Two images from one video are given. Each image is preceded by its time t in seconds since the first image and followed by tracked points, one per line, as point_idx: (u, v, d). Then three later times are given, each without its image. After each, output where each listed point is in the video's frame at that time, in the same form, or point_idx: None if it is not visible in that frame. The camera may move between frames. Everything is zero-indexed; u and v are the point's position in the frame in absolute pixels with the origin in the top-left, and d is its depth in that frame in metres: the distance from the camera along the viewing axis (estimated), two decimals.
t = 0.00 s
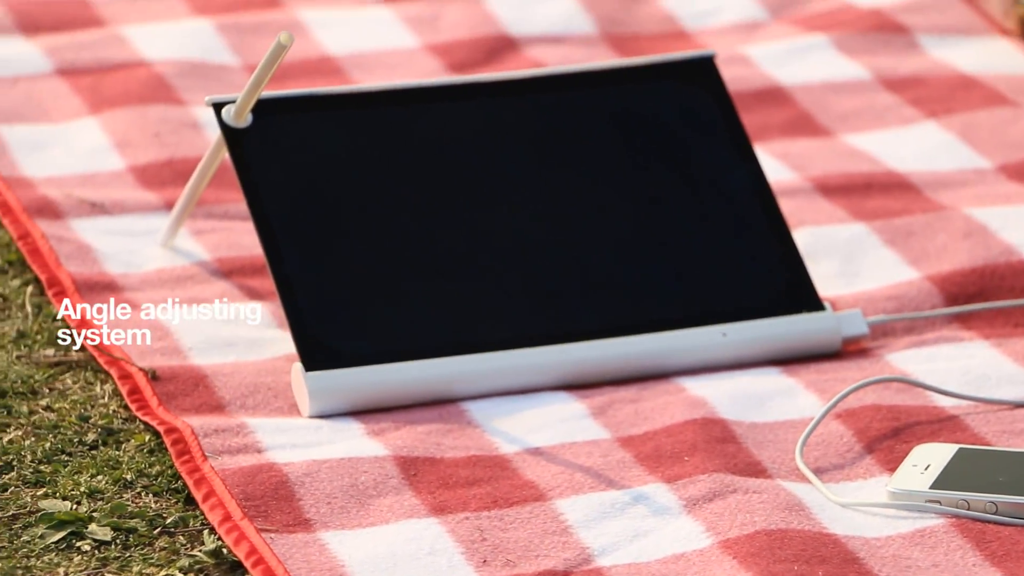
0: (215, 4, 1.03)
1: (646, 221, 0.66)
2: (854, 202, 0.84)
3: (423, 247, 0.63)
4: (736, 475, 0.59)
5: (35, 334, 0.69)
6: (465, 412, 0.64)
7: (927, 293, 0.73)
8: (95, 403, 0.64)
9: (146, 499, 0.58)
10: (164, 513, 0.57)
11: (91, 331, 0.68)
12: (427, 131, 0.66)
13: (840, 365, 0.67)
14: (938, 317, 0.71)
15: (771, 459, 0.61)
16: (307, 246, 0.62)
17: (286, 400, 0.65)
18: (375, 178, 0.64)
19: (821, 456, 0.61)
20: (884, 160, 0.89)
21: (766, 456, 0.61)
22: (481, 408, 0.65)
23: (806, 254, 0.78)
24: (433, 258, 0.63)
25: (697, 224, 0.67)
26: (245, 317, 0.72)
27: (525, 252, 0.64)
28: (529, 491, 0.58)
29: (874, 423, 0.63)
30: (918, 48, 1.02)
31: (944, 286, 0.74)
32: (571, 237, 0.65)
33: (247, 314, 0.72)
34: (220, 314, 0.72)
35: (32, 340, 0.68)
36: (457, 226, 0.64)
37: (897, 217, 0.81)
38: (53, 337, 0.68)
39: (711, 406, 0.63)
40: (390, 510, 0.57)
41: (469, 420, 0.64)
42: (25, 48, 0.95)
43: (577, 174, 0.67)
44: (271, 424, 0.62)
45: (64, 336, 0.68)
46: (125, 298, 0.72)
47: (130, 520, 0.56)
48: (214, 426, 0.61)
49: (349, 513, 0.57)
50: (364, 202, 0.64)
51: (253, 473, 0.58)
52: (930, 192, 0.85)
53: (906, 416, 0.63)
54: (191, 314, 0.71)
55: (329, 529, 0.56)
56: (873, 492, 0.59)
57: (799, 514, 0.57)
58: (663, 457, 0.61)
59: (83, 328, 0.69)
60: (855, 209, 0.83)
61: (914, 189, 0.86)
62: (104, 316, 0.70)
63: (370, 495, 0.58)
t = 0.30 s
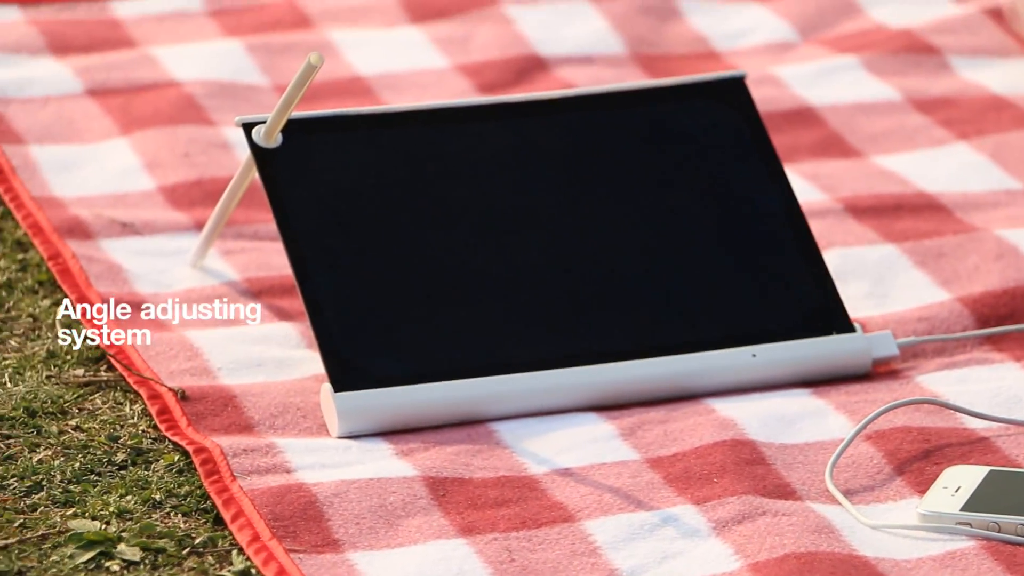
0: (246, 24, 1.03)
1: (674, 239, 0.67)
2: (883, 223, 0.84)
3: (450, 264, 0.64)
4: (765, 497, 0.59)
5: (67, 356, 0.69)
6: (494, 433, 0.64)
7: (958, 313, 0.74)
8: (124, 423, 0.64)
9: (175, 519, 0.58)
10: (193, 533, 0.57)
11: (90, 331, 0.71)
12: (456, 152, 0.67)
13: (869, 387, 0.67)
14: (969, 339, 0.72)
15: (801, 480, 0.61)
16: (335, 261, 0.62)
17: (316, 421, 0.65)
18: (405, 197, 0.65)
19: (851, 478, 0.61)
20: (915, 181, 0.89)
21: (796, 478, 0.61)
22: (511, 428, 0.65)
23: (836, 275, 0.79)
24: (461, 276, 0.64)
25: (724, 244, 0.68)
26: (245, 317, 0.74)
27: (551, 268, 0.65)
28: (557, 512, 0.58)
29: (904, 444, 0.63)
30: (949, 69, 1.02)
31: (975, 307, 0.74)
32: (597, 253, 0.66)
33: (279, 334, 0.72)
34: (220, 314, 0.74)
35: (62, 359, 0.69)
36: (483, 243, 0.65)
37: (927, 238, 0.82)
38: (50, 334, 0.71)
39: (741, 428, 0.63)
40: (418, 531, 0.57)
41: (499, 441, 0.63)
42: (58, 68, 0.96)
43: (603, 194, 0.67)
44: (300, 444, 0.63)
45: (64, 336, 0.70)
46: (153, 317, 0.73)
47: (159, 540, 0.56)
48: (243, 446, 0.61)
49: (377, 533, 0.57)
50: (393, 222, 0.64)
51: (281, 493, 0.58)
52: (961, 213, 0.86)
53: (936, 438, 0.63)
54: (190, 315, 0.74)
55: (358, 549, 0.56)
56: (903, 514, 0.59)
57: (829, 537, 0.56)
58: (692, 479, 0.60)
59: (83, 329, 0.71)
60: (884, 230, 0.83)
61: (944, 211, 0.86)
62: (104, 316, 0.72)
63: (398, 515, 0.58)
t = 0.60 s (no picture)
0: (264, 35, 1.04)
1: (679, 238, 0.70)
2: (904, 237, 0.85)
3: (465, 260, 0.68)
4: (784, 509, 0.59)
5: (84, 367, 0.70)
6: (513, 446, 0.63)
7: (979, 329, 0.75)
8: (144, 435, 0.65)
9: (195, 531, 0.58)
10: (213, 545, 0.57)
11: (90, 332, 0.73)
12: (472, 165, 0.72)
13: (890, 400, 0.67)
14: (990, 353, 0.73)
15: (821, 494, 0.61)
16: (348, 256, 0.66)
17: (335, 433, 0.65)
18: (419, 201, 0.69)
19: (872, 491, 0.61)
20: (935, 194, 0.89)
21: (815, 491, 0.61)
22: (530, 440, 0.64)
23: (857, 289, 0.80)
24: (473, 273, 0.67)
25: (731, 246, 0.71)
26: (244, 316, 0.76)
27: (558, 267, 0.68)
28: (577, 525, 0.58)
29: (924, 458, 0.63)
30: (971, 83, 1.00)
31: (995, 321, 0.76)
32: (604, 252, 0.69)
33: (298, 347, 0.73)
34: (219, 314, 0.76)
35: (82, 372, 0.70)
36: (493, 243, 0.69)
37: (947, 252, 0.83)
38: (53, 335, 0.73)
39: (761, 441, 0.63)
40: (438, 544, 0.57)
41: (519, 454, 0.63)
42: (78, 80, 0.97)
43: (610, 200, 0.71)
44: (318, 457, 0.62)
45: (64, 336, 0.73)
46: (171, 329, 0.74)
47: (179, 552, 0.56)
48: (261, 459, 0.61)
49: (397, 545, 0.57)
50: (413, 232, 0.68)
51: (300, 506, 0.58)
52: (983, 226, 0.86)
53: (956, 453, 0.63)
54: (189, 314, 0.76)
55: (377, 561, 0.56)
56: (925, 527, 0.58)
57: (849, 550, 0.56)
58: (712, 492, 0.60)
59: (83, 330, 0.73)
60: (905, 244, 0.84)
61: (965, 224, 0.86)
62: (104, 316, 0.75)
63: (418, 528, 0.58)
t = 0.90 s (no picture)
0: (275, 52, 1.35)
1: (616, 204, 0.99)
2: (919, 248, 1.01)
3: (481, 251, 1.03)
4: (796, 522, 0.76)
5: (96, 377, 0.95)
6: (526, 459, 0.81)
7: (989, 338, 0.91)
8: (154, 446, 0.88)
9: (207, 542, 0.79)
10: (223, 556, 0.78)
11: (90, 332, 0.99)
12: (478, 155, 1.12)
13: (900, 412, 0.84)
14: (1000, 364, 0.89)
15: (831, 506, 0.77)
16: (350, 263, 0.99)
17: (344, 443, 0.84)
18: (404, 240, 1.04)
19: (883, 504, 0.77)
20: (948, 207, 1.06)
21: (828, 503, 0.77)
22: (540, 452, 0.82)
23: (867, 298, 0.96)
24: (468, 326, 0.95)
25: (744, 239, 1.03)
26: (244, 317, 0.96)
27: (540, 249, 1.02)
28: (587, 537, 0.75)
29: (939, 468, 0.80)
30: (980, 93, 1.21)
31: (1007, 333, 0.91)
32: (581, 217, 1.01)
33: (309, 356, 0.93)
34: (219, 313, 0.97)
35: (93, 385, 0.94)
36: (495, 233, 1.04)
37: (959, 264, 0.99)
38: (57, 335, 1.00)
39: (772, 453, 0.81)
40: (449, 556, 0.75)
41: (531, 465, 0.81)
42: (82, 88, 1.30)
43: (616, 183, 1.01)
44: (327, 469, 0.82)
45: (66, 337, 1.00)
46: (169, 326, 0.97)
47: (190, 563, 0.77)
48: (273, 472, 0.82)
49: (406, 557, 0.75)
50: (429, 221, 1.06)
51: (316, 518, 0.78)
52: (996, 238, 1.02)
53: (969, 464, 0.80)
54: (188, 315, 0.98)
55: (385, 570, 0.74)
56: (929, 536, 0.75)
57: (859, 560, 0.73)
58: (721, 507, 0.77)
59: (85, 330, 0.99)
60: (919, 257, 1.00)
61: (979, 236, 1.02)
62: (105, 317, 1.00)
63: (429, 540, 0.76)
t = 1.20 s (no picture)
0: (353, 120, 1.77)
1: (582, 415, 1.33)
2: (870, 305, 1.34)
3: (499, 356, 1.39)
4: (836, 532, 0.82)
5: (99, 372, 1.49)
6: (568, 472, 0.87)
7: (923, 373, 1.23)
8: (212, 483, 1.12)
9: None
10: None
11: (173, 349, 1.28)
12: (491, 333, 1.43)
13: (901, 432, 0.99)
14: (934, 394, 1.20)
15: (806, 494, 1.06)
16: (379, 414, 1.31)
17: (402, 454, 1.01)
18: (431, 373, 1.36)
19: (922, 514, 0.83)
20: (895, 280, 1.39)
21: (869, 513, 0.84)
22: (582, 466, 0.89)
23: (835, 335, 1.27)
24: (492, 378, 1.36)
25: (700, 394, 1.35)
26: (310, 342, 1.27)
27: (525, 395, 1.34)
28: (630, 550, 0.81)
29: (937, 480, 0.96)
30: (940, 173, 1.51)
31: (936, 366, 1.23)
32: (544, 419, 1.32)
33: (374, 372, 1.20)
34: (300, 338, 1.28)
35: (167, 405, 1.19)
36: (497, 374, 1.36)
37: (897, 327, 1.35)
38: (59, 332, 1.55)
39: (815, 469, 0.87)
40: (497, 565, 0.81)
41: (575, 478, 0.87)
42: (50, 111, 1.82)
43: (617, 370, 1.38)
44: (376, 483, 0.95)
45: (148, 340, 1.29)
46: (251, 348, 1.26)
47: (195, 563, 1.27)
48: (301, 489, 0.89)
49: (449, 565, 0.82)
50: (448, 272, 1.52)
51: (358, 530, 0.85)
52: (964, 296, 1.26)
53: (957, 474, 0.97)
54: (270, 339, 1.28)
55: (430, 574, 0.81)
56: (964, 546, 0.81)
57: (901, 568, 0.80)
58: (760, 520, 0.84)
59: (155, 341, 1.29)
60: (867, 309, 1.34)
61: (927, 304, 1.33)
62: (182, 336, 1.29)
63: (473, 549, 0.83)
